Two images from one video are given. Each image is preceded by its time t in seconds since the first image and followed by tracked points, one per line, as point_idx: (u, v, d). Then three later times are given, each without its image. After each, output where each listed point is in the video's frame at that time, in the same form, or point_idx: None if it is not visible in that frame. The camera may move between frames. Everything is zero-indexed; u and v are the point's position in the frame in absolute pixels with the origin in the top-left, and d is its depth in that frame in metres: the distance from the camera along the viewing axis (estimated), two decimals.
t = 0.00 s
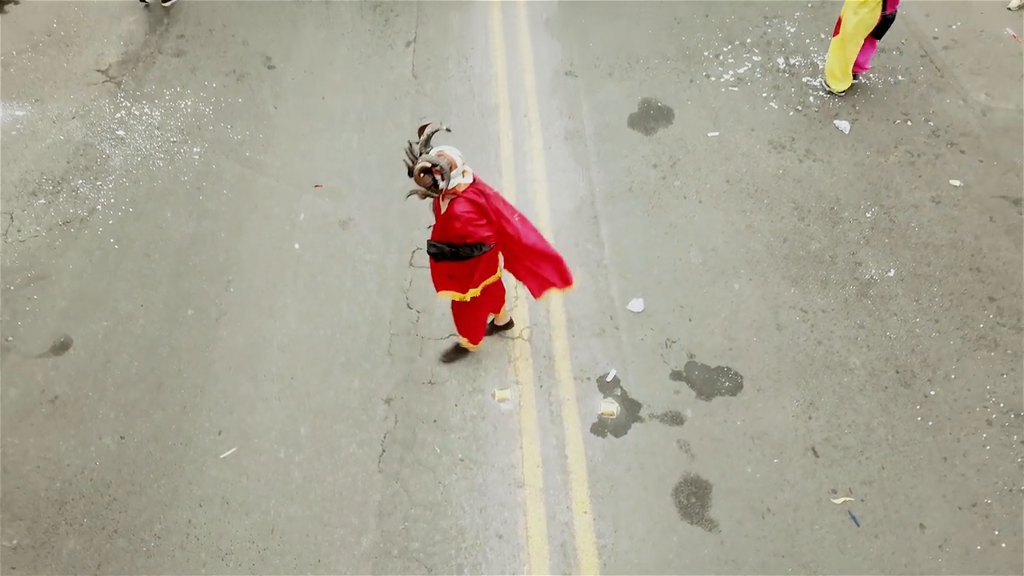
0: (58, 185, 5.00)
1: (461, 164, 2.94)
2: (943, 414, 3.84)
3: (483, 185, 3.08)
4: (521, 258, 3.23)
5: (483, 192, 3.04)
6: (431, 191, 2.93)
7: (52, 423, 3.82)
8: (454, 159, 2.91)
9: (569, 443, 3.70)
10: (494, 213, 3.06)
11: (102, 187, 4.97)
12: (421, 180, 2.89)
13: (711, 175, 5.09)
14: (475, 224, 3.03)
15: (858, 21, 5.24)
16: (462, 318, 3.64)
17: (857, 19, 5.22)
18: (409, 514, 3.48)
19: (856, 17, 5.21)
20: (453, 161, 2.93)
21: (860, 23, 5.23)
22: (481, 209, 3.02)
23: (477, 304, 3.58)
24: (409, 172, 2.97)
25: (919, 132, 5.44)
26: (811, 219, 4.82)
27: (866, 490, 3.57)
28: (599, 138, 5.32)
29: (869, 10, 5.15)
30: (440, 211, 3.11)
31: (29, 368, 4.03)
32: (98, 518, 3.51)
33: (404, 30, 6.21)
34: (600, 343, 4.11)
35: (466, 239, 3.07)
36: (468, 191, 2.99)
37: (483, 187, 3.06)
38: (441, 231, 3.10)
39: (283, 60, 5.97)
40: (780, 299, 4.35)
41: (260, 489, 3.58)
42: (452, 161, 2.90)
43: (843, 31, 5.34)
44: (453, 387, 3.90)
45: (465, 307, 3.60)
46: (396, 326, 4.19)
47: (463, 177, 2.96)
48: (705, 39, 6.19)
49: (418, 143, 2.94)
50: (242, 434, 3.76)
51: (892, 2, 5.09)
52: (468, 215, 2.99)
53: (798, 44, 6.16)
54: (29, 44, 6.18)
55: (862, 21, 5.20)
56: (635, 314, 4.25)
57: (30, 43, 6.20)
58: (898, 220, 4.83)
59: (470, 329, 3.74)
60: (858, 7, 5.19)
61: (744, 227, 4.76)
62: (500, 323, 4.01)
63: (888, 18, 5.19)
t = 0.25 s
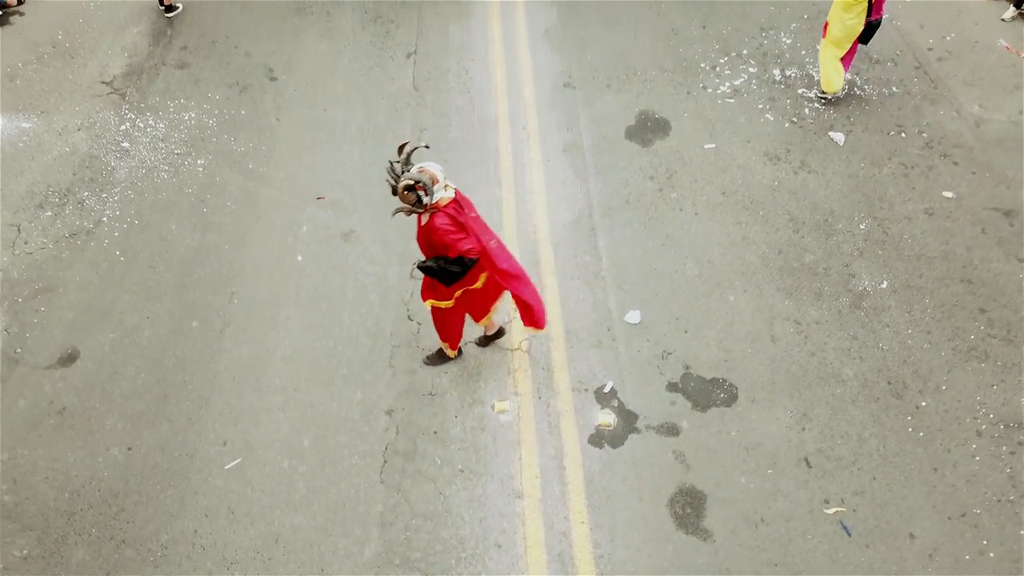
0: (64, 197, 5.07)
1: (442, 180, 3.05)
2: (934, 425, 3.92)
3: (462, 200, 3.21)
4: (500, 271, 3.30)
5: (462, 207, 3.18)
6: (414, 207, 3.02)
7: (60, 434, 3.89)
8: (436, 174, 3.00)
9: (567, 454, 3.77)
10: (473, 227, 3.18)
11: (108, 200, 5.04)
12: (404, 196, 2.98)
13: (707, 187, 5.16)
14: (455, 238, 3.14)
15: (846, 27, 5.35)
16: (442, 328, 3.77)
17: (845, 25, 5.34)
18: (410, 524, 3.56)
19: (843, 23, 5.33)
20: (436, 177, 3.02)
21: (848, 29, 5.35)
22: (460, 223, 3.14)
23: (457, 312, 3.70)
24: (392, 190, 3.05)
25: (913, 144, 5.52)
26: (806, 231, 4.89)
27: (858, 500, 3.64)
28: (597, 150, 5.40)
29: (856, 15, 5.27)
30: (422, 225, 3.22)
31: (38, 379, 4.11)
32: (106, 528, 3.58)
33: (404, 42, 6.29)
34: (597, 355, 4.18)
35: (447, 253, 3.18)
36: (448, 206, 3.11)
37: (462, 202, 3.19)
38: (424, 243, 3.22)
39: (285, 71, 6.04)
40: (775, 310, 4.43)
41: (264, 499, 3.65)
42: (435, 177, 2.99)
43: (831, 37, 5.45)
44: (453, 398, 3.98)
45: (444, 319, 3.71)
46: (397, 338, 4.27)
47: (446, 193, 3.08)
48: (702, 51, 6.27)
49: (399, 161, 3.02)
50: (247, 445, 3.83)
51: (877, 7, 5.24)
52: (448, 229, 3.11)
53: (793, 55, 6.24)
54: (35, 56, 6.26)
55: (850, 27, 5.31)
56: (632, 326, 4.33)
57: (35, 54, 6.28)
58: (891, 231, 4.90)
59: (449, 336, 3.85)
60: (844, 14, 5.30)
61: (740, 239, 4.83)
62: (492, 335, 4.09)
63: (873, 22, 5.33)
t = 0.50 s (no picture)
0: (70, 209, 5.15)
1: (420, 209, 3.19)
2: (926, 436, 3.99)
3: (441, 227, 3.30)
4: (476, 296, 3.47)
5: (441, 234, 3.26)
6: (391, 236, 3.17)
7: (67, 444, 3.97)
8: (412, 204, 3.16)
9: (565, 465, 3.84)
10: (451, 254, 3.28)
11: (113, 212, 5.12)
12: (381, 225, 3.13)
13: (704, 199, 5.23)
14: (434, 266, 3.24)
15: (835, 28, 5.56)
16: (413, 348, 3.80)
17: (834, 26, 5.54)
18: (411, 534, 3.63)
19: (832, 24, 5.54)
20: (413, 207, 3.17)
21: (836, 31, 5.55)
22: (438, 250, 3.23)
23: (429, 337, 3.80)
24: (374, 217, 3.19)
25: (907, 156, 5.59)
26: (801, 242, 4.97)
27: (851, 510, 3.71)
28: (595, 162, 5.48)
29: (846, 18, 5.46)
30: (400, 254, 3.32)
31: (45, 391, 4.18)
32: (113, 538, 3.66)
33: (405, 53, 6.36)
34: (595, 366, 4.25)
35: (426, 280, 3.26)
36: (426, 233, 3.20)
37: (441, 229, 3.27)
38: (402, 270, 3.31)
39: (287, 83, 6.12)
40: (770, 322, 4.50)
41: (268, 510, 3.72)
42: (412, 207, 3.15)
43: (820, 37, 5.66)
44: (454, 410, 4.05)
45: (423, 340, 3.79)
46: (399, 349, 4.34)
47: (424, 222, 3.18)
48: (700, 61, 6.34)
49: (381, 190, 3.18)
50: (251, 456, 3.91)
51: (868, 12, 5.41)
52: (426, 256, 3.19)
53: (789, 66, 6.31)
54: (40, 67, 6.34)
55: (838, 28, 5.51)
56: (630, 338, 4.40)
57: (40, 65, 6.35)
58: (885, 243, 4.97)
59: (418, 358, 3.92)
60: (834, 15, 5.51)
61: (736, 251, 4.90)
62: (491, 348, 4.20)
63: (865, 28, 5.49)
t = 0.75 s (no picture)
0: (78, 225, 5.25)
1: (375, 230, 3.29)
2: (916, 450, 4.09)
3: (399, 246, 3.40)
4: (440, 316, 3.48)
5: (397, 253, 3.36)
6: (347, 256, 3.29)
7: (77, 459, 4.07)
8: (364, 224, 3.26)
9: (563, 480, 3.94)
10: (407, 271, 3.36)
11: (120, 228, 5.22)
12: (335, 246, 3.26)
13: (700, 214, 5.33)
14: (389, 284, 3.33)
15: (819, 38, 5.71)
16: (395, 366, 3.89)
17: (817, 35, 5.69)
18: (413, 548, 3.72)
19: (816, 33, 5.69)
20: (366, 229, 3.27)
21: (819, 40, 5.70)
22: (392, 269, 3.33)
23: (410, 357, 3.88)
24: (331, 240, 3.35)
25: (900, 171, 5.69)
26: (795, 258, 5.06)
27: (842, 524, 3.81)
28: (593, 178, 5.58)
29: (828, 28, 5.61)
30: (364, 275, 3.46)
31: (55, 406, 4.28)
32: (123, 552, 3.76)
33: (406, 68, 6.46)
34: (593, 382, 4.35)
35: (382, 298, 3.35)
36: (380, 253, 3.32)
37: (398, 249, 3.37)
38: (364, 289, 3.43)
39: (290, 98, 6.21)
40: (764, 337, 4.60)
41: (274, 524, 3.82)
42: (366, 228, 3.25)
43: (804, 46, 5.82)
44: (455, 425, 4.15)
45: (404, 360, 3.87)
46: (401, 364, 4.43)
47: (376, 242, 3.30)
48: (697, 76, 6.44)
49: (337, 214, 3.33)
50: (257, 471, 4.01)
51: (849, 22, 5.54)
52: (380, 274, 3.31)
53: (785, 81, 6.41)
54: (47, 82, 6.44)
55: (820, 37, 5.66)
56: (627, 353, 4.50)
57: (47, 80, 6.44)
58: (877, 258, 5.07)
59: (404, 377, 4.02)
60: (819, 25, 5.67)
61: (731, 266, 5.00)
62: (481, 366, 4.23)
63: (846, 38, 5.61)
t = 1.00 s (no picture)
0: (85, 240, 5.34)
1: (341, 260, 3.28)
2: (906, 464, 4.18)
3: (367, 273, 3.38)
4: (410, 342, 3.51)
5: (365, 281, 3.36)
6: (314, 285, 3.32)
7: (87, 472, 4.16)
8: (327, 257, 3.24)
9: (562, 494, 4.04)
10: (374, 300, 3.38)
11: (127, 242, 5.31)
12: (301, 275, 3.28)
13: (697, 229, 5.43)
14: (357, 312, 3.37)
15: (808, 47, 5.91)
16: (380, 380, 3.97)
17: (807, 45, 5.88)
18: (415, 561, 3.82)
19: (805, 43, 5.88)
20: (333, 261, 3.27)
21: (809, 49, 5.89)
22: (360, 298, 3.34)
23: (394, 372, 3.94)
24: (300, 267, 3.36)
25: (894, 185, 5.78)
26: (790, 272, 5.16)
27: (833, 537, 3.91)
28: (591, 193, 5.68)
29: (817, 37, 5.82)
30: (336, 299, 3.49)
31: (65, 421, 4.37)
32: (133, 565, 3.85)
33: (408, 83, 6.56)
34: (591, 396, 4.44)
35: (350, 325, 3.42)
36: (347, 282, 3.32)
37: (366, 276, 3.36)
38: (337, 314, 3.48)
39: (293, 112, 6.31)
40: (759, 352, 4.69)
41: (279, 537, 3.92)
42: (332, 260, 3.25)
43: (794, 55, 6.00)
44: (456, 439, 4.24)
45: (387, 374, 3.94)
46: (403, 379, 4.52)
47: (343, 273, 3.30)
48: (694, 90, 6.54)
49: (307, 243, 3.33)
50: (263, 485, 4.10)
51: (837, 31, 5.76)
52: (346, 304, 3.33)
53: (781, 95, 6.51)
54: (54, 96, 6.53)
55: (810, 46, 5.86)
56: (624, 368, 4.59)
57: (54, 94, 6.54)
58: (870, 273, 5.17)
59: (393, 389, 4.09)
60: (807, 34, 5.88)
61: (727, 281, 5.10)
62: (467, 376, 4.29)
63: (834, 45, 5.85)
